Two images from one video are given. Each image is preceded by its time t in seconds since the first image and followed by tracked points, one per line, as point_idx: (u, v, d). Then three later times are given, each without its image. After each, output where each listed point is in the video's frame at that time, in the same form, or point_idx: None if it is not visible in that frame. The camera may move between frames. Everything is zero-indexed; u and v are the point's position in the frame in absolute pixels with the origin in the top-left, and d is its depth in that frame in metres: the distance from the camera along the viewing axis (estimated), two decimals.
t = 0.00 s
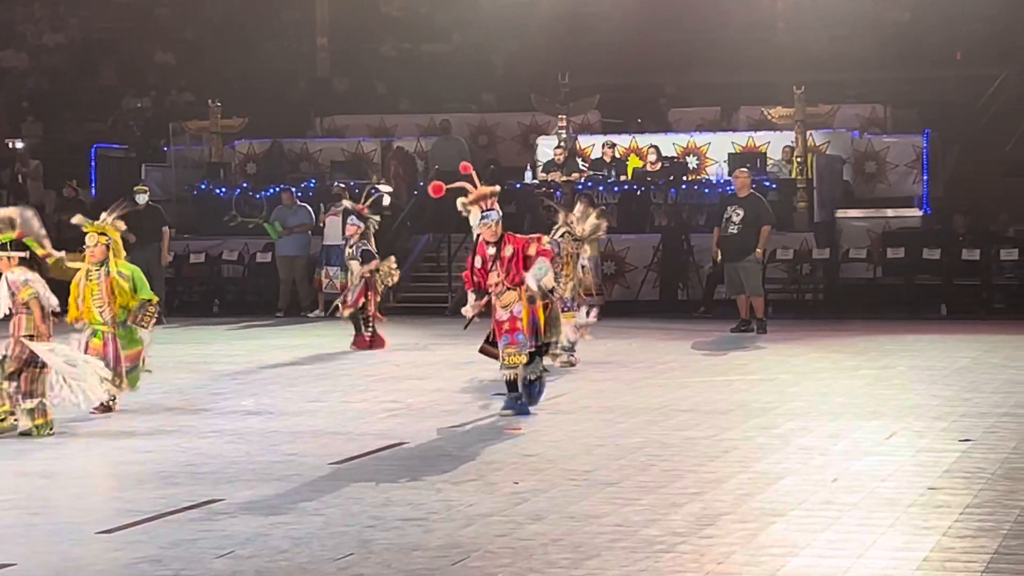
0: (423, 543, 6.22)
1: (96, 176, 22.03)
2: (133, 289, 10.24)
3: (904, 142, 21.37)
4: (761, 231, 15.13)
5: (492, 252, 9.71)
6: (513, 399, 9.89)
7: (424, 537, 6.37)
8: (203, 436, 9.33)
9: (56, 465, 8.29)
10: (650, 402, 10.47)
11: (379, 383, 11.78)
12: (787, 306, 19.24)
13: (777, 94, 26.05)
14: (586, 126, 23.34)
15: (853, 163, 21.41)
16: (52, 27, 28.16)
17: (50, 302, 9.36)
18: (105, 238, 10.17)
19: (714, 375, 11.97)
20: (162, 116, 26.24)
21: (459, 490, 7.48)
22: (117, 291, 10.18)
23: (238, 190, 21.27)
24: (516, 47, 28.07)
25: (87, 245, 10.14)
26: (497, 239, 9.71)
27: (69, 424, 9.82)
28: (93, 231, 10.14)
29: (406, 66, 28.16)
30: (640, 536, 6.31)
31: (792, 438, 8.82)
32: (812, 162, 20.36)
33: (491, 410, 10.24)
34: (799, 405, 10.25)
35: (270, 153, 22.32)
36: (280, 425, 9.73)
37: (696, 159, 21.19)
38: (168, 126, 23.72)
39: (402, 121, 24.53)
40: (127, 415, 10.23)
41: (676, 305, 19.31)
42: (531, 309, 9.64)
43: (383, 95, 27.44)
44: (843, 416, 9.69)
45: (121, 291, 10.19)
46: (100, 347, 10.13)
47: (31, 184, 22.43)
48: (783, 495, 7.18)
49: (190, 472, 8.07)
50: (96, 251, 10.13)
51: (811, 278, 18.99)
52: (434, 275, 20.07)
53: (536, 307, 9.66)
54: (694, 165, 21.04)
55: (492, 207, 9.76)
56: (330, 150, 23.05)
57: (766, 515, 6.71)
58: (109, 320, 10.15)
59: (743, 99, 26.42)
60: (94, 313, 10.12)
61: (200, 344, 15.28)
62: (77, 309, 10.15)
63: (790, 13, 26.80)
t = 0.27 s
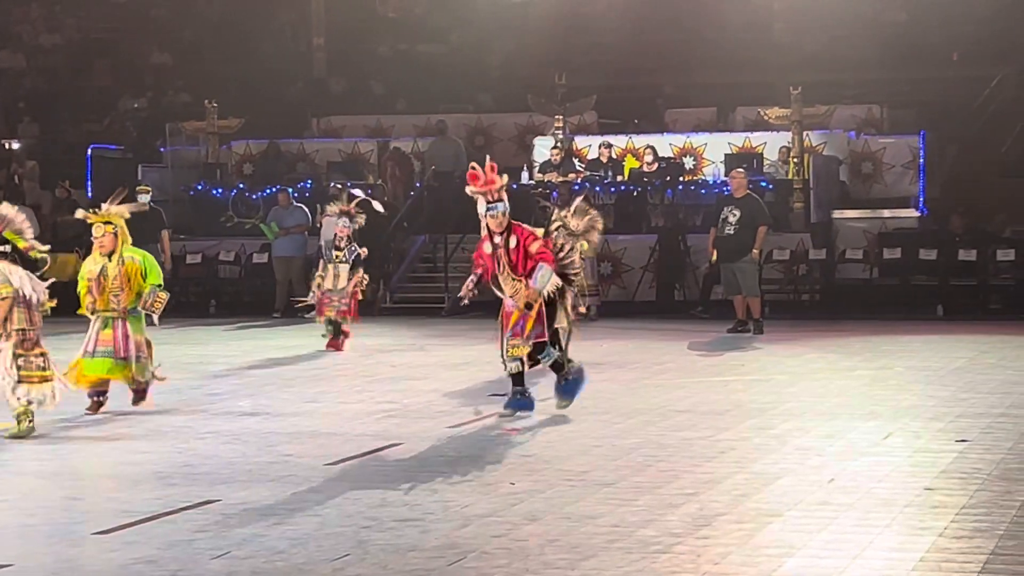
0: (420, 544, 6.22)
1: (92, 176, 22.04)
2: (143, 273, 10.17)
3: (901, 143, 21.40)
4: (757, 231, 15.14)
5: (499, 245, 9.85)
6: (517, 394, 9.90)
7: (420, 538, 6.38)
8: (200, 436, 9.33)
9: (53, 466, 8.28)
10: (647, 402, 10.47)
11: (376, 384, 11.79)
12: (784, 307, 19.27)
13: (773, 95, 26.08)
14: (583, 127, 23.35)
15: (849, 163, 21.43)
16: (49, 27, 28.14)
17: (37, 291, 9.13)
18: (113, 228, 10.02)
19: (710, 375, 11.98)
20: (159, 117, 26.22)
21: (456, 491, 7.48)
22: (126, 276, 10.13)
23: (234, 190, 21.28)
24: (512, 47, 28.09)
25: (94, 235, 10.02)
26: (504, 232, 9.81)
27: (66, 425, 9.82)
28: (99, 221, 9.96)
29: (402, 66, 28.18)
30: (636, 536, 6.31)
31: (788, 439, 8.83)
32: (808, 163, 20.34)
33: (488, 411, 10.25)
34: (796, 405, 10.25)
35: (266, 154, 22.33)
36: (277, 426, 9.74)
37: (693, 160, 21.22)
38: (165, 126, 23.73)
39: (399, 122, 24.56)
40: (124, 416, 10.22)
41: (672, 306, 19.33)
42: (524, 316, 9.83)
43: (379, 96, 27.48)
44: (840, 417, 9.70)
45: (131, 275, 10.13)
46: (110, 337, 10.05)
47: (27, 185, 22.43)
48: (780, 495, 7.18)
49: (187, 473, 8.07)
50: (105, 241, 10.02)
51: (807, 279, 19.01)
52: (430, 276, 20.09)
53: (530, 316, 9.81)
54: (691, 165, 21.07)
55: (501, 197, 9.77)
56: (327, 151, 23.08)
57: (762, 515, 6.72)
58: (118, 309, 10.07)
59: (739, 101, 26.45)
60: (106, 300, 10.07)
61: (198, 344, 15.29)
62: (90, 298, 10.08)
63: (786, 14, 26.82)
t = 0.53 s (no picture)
0: (417, 545, 6.21)
1: (90, 177, 22.03)
2: (149, 277, 10.02)
3: (900, 143, 21.38)
4: (755, 232, 15.13)
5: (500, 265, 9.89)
6: (521, 399, 9.82)
7: (417, 538, 6.37)
8: (198, 437, 9.32)
9: (51, 466, 8.27)
10: (645, 404, 10.47)
11: (373, 384, 11.80)
12: (782, 307, 19.29)
13: (773, 95, 26.08)
14: (581, 128, 23.33)
15: (846, 164, 21.43)
16: (47, 28, 28.09)
17: (2, 298, 8.80)
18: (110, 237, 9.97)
19: (708, 376, 11.98)
20: (157, 118, 26.15)
21: (454, 491, 7.48)
22: (130, 284, 9.96)
23: (232, 191, 21.27)
24: (510, 48, 28.06)
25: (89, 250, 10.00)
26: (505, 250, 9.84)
27: (64, 426, 9.81)
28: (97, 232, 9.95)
29: (400, 66, 28.17)
30: (632, 537, 6.31)
31: (787, 439, 8.83)
32: (807, 163, 20.36)
33: (486, 411, 10.24)
34: (795, 406, 10.25)
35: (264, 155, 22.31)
36: (275, 426, 9.74)
37: (691, 160, 21.15)
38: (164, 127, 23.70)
39: (397, 122, 24.54)
40: (122, 416, 10.21)
41: (670, 306, 19.34)
42: (519, 341, 9.69)
43: (377, 97, 27.49)
44: (838, 417, 9.70)
45: (135, 284, 9.96)
46: (120, 338, 9.95)
47: (25, 185, 22.43)
48: (777, 496, 7.17)
49: (184, 473, 8.06)
50: (105, 251, 9.97)
51: (805, 281, 19.01)
52: (428, 276, 20.09)
53: (524, 337, 9.67)
54: (689, 166, 21.02)
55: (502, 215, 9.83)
56: (325, 151, 23.05)
57: (760, 516, 6.71)
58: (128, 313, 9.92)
59: (738, 101, 26.40)
60: (113, 311, 9.92)
61: (195, 344, 15.29)
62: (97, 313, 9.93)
63: (785, 15, 26.79)
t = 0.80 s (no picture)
0: (416, 546, 6.21)
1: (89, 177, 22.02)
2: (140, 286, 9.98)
3: (898, 144, 21.39)
4: (754, 232, 15.14)
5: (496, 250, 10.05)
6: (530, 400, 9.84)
7: (416, 539, 6.37)
8: (197, 438, 9.31)
9: (49, 467, 8.27)
10: (643, 404, 10.48)
11: (372, 385, 11.80)
12: (781, 307, 19.32)
13: (771, 95, 26.08)
14: (580, 128, 23.33)
15: (845, 164, 21.44)
16: (44, 28, 28.02)
17: None
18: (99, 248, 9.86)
19: (706, 376, 11.99)
20: (155, 118, 26.12)
21: (452, 492, 7.48)
22: (120, 296, 9.94)
23: (231, 191, 21.27)
24: (508, 49, 28.07)
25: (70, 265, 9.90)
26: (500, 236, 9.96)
27: (63, 427, 9.81)
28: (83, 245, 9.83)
29: (398, 66, 28.18)
30: (631, 538, 6.31)
31: (785, 440, 8.83)
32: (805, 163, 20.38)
33: (485, 412, 10.24)
34: (793, 406, 10.26)
35: (262, 155, 22.29)
36: (274, 427, 9.74)
37: (689, 161, 21.11)
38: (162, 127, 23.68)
39: (395, 123, 24.53)
40: (120, 416, 10.21)
41: (668, 307, 19.35)
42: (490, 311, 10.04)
43: (375, 97, 27.48)
44: (836, 418, 9.70)
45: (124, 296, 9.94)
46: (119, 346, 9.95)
47: (24, 185, 22.41)
48: (775, 497, 7.18)
49: (183, 474, 8.06)
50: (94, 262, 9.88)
51: (804, 282, 19.02)
52: (427, 276, 20.09)
53: (496, 311, 9.98)
54: (687, 167, 20.99)
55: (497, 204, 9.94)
56: (323, 152, 23.03)
57: (758, 516, 6.72)
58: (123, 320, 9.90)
59: (736, 101, 26.40)
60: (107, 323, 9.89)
61: (193, 345, 15.29)
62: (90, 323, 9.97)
63: (783, 16, 26.80)
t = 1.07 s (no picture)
0: (415, 546, 6.21)
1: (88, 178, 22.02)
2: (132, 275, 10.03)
3: (898, 144, 21.40)
4: (753, 232, 15.14)
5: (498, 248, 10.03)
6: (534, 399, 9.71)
7: (414, 539, 6.37)
8: (196, 438, 9.31)
9: (48, 467, 8.26)
10: (643, 404, 10.48)
11: (371, 385, 11.81)
12: (780, 308, 19.33)
13: (771, 95, 26.08)
14: (579, 129, 23.33)
15: (844, 165, 21.45)
16: (44, 29, 27.97)
17: None
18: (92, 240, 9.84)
19: (705, 377, 12.00)
20: (154, 118, 26.07)
21: (451, 492, 7.48)
22: (116, 284, 9.96)
23: (230, 191, 21.29)
24: (508, 50, 28.05)
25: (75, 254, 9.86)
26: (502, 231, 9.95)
27: (63, 427, 9.80)
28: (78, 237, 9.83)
29: (398, 66, 28.18)
30: (629, 538, 6.32)
31: (784, 440, 8.84)
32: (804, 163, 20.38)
33: (485, 412, 10.25)
34: (792, 407, 10.27)
35: (261, 155, 22.26)
36: (274, 427, 9.74)
37: (688, 161, 21.08)
38: (162, 128, 23.67)
39: (394, 123, 24.52)
40: (119, 416, 10.21)
41: (667, 307, 19.36)
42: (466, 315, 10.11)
43: (375, 97, 27.48)
44: (835, 419, 9.71)
45: (122, 282, 9.97)
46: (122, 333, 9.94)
47: (23, 186, 22.40)
48: (774, 498, 7.18)
49: (183, 474, 8.06)
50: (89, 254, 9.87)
51: (803, 282, 19.02)
52: (427, 276, 20.09)
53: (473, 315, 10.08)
54: (686, 167, 20.96)
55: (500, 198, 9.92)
56: (323, 152, 22.99)
57: (757, 517, 6.72)
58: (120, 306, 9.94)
59: (736, 101, 26.40)
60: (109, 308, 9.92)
61: (192, 345, 15.29)
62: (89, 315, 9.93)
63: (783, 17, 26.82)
